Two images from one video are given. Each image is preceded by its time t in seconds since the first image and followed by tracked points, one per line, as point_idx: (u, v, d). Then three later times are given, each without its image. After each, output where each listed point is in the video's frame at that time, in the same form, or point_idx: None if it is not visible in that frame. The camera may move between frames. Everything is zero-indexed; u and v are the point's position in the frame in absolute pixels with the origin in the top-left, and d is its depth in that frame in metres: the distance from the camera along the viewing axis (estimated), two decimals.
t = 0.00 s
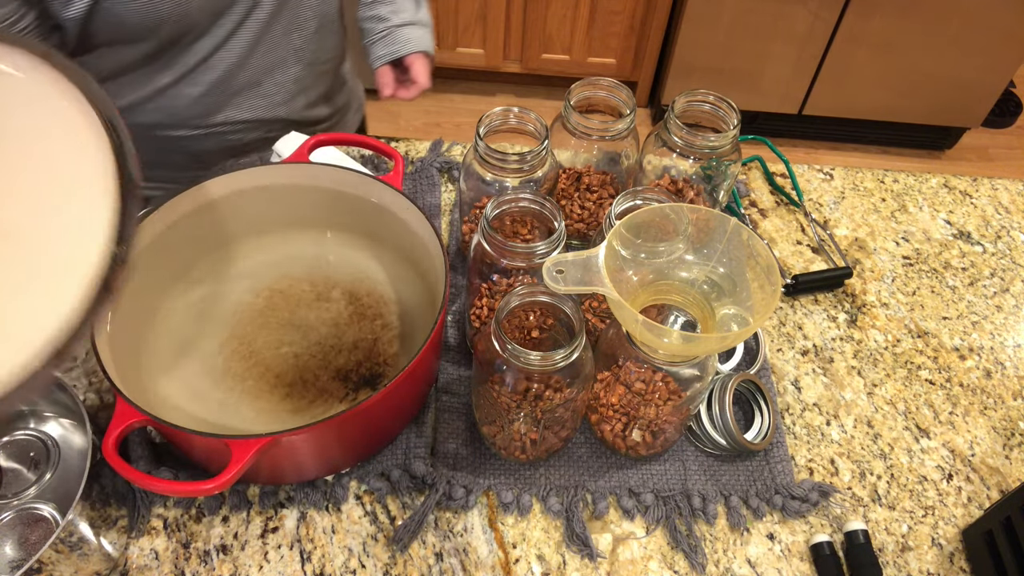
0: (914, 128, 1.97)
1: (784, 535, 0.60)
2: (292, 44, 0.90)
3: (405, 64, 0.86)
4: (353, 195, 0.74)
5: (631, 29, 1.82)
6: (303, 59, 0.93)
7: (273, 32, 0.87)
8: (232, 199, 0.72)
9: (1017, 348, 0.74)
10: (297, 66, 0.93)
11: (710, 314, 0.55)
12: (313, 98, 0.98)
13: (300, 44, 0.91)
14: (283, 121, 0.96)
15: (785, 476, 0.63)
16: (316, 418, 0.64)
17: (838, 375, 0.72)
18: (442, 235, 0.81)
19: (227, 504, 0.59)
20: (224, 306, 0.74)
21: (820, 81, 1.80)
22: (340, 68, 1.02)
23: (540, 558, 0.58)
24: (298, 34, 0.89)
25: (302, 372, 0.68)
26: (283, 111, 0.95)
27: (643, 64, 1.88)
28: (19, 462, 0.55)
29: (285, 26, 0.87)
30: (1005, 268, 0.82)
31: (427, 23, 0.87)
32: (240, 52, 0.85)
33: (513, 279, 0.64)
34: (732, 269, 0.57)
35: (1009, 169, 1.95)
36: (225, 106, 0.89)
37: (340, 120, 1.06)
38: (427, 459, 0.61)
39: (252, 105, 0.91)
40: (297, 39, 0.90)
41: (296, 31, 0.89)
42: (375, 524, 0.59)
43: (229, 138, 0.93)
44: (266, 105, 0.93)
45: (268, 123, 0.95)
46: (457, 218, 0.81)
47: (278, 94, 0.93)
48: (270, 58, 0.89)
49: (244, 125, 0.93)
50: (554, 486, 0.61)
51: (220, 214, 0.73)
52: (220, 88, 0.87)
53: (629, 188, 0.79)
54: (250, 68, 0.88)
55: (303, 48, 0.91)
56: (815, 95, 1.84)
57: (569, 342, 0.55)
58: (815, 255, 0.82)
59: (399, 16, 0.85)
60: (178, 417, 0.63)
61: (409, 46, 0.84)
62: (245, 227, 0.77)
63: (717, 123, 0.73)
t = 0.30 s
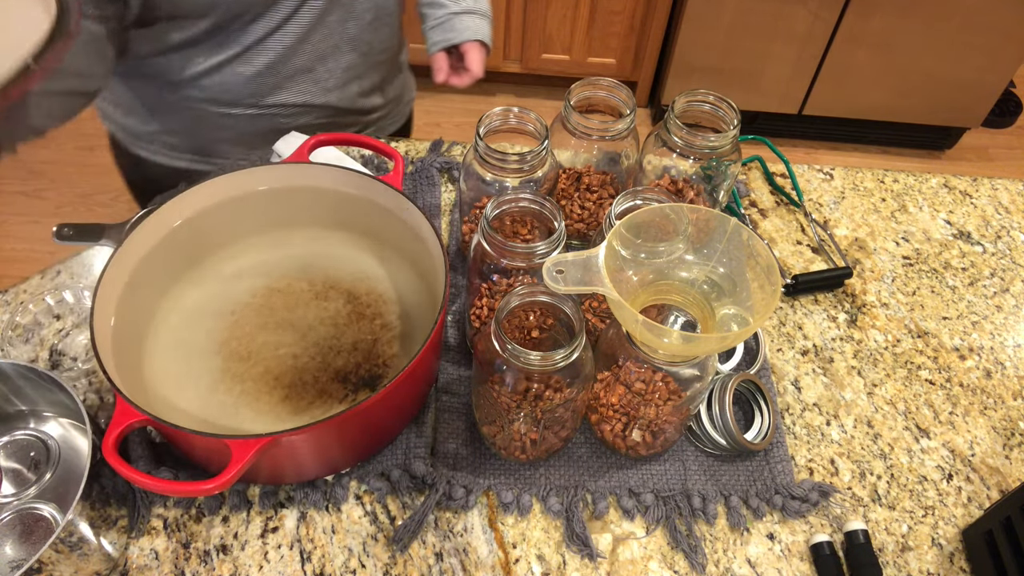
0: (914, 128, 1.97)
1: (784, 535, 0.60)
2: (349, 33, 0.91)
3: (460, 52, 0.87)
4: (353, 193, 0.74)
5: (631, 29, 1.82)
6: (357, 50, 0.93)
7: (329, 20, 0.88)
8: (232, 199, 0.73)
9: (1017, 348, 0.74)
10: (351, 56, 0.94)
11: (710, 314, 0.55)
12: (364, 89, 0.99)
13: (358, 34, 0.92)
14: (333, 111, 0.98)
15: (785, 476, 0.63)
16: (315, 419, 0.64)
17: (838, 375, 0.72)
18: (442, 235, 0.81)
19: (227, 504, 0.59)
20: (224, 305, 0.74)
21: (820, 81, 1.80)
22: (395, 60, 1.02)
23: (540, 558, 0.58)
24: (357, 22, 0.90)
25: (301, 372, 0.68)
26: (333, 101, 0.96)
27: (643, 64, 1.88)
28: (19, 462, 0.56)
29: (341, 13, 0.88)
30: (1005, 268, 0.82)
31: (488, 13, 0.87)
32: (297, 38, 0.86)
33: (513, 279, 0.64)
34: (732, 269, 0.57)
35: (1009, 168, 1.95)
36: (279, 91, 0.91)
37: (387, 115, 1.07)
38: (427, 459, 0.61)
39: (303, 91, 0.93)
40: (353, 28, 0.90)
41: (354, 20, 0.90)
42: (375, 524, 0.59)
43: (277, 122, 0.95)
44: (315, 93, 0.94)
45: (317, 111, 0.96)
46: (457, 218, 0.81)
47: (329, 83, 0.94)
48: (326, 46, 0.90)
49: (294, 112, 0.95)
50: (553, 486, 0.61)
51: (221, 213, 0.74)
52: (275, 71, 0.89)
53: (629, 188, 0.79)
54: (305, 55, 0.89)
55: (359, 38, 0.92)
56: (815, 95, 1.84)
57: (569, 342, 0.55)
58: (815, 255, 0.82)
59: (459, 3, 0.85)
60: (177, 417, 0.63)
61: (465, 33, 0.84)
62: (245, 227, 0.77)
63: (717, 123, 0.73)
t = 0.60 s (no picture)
0: (914, 128, 1.97)
1: (784, 535, 0.60)
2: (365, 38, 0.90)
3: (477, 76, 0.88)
4: (354, 193, 0.74)
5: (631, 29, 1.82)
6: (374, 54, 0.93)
7: (344, 24, 0.87)
8: (234, 199, 0.73)
9: (1017, 348, 0.74)
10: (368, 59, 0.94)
11: (710, 314, 0.55)
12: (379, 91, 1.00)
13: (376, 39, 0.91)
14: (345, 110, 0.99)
15: (785, 476, 0.63)
16: (316, 419, 0.64)
17: (838, 375, 0.72)
18: (442, 235, 0.81)
19: (227, 504, 0.59)
20: (225, 305, 0.74)
21: (820, 81, 1.80)
22: (416, 63, 1.02)
23: (540, 558, 0.58)
24: (375, 28, 0.90)
25: (302, 372, 0.68)
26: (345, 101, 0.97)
27: (643, 64, 1.88)
28: (20, 461, 0.56)
29: (357, 19, 0.88)
30: (1005, 268, 0.82)
31: (511, 41, 0.88)
32: (307, 35, 0.86)
33: (513, 279, 0.64)
34: (732, 269, 0.57)
35: (1009, 168, 1.95)
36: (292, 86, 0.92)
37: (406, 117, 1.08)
38: (427, 459, 0.61)
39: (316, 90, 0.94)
40: (367, 35, 0.90)
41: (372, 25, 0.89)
42: (375, 524, 0.59)
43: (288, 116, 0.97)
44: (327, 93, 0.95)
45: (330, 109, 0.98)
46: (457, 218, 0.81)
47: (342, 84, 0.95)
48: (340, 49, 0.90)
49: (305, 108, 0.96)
50: (554, 486, 0.61)
51: (222, 212, 0.74)
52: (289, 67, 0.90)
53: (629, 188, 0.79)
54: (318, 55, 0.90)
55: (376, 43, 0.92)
56: (815, 95, 1.84)
57: (569, 342, 0.55)
58: (815, 255, 0.82)
59: (482, 28, 0.85)
60: (177, 417, 0.63)
61: (483, 59, 0.85)
62: (247, 227, 0.77)
63: (717, 123, 0.73)
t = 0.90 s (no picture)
0: (914, 129, 1.97)
1: (784, 535, 0.60)
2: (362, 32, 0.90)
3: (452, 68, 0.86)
4: (353, 193, 0.74)
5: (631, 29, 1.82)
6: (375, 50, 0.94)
7: (328, 14, 0.88)
8: (233, 198, 0.73)
9: (1017, 349, 0.74)
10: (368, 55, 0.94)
11: (710, 314, 0.55)
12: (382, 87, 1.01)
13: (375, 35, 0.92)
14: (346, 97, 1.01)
15: (785, 476, 0.63)
16: (315, 419, 0.63)
17: (838, 375, 0.72)
18: (442, 235, 0.81)
19: (227, 504, 0.59)
20: (225, 305, 0.75)
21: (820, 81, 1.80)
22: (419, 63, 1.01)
23: (540, 558, 0.58)
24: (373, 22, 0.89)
25: (302, 372, 0.68)
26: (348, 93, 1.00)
27: (643, 64, 1.88)
28: (20, 461, 0.56)
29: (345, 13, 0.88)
30: (1005, 268, 0.82)
31: (489, 36, 0.85)
32: (293, 21, 0.88)
33: (513, 279, 0.64)
34: (732, 269, 0.57)
35: (1009, 168, 1.95)
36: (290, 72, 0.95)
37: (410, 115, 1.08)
38: (427, 459, 0.61)
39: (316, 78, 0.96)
40: (355, 27, 0.89)
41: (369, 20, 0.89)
42: (375, 524, 0.59)
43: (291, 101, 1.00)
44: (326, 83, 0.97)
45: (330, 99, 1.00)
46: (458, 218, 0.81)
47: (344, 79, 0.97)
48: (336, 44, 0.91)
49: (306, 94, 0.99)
50: (554, 486, 0.61)
51: (222, 212, 0.74)
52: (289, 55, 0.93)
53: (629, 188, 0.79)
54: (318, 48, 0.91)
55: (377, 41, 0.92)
56: (815, 95, 1.84)
57: (569, 342, 0.55)
58: (815, 255, 0.82)
59: (460, 19, 0.84)
60: (177, 417, 0.63)
61: (454, 51, 0.83)
62: (246, 227, 0.77)
63: (717, 123, 0.73)
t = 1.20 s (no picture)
0: (914, 129, 1.97)
1: (785, 535, 0.60)
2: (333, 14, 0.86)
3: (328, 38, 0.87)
4: (354, 193, 0.74)
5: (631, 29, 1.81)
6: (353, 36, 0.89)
7: None
8: (233, 198, 0.73)
9: (1017, 349, 0.74)
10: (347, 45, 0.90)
11: (710, 314, 0.55)
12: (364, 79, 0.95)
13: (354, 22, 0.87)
14: (329, 84, 0.97)
15: (785, 476, 0.63)
16: (316, 419, 0.63)
17: (838, 375, 0.72)
18: (442, 235, 0.81)
19: (227, 504, 0.59)
20: (225, 305, 0.75)
21: (820, 81, 1.80)
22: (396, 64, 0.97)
23: (540, 558, 0.58)
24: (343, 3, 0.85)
25: (302, 372, 0.68)
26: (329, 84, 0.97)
27: (643, 64, 1.88)
28: (19, 461, 0.56)
29: None
30: (1005, 268, 0.82)
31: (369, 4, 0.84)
32: None
33: (513, 279, 0.64)
34: (732, 269, 0.57)
35: (1009, 168, 1.95)
36: (266, 45, 0.93)
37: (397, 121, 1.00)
38: (427, 459, 0.61)
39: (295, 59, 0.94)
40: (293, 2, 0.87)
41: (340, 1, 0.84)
42: (375, 524, 0.59)
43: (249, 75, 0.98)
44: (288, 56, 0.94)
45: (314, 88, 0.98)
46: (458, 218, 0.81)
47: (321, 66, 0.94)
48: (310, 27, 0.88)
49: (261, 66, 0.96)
50: (554, 486, 0.61)
51: (221, 213, 0.74)
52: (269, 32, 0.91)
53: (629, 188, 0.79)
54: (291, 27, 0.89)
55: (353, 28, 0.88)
56: (815, 95, 1.84)
57: (569, 342, 0.55)
58: (815, 255, 0.82)
59: None
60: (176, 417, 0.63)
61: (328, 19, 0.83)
62: (246, 226, 0.77)
63: (717, 123, 0.73)
